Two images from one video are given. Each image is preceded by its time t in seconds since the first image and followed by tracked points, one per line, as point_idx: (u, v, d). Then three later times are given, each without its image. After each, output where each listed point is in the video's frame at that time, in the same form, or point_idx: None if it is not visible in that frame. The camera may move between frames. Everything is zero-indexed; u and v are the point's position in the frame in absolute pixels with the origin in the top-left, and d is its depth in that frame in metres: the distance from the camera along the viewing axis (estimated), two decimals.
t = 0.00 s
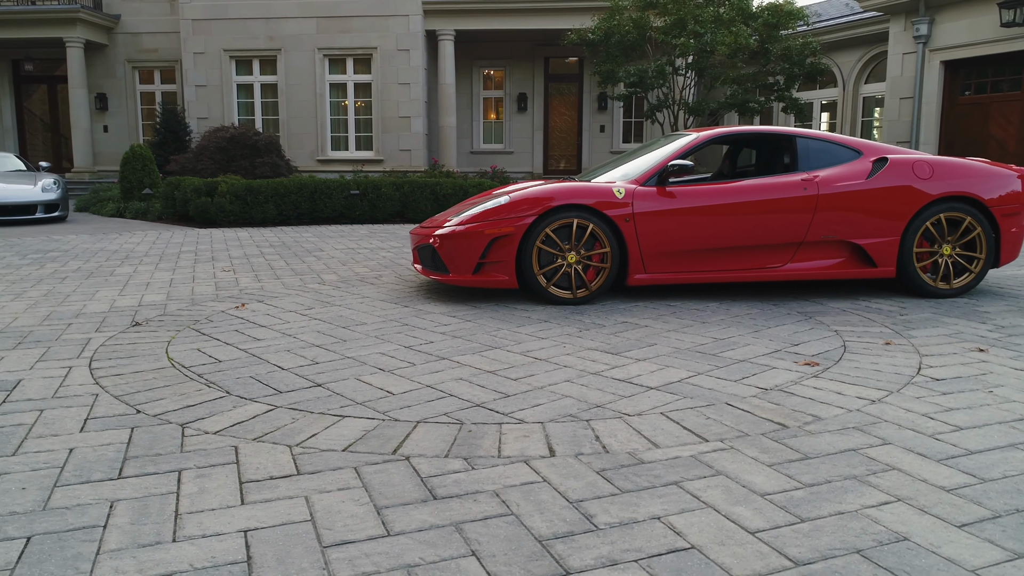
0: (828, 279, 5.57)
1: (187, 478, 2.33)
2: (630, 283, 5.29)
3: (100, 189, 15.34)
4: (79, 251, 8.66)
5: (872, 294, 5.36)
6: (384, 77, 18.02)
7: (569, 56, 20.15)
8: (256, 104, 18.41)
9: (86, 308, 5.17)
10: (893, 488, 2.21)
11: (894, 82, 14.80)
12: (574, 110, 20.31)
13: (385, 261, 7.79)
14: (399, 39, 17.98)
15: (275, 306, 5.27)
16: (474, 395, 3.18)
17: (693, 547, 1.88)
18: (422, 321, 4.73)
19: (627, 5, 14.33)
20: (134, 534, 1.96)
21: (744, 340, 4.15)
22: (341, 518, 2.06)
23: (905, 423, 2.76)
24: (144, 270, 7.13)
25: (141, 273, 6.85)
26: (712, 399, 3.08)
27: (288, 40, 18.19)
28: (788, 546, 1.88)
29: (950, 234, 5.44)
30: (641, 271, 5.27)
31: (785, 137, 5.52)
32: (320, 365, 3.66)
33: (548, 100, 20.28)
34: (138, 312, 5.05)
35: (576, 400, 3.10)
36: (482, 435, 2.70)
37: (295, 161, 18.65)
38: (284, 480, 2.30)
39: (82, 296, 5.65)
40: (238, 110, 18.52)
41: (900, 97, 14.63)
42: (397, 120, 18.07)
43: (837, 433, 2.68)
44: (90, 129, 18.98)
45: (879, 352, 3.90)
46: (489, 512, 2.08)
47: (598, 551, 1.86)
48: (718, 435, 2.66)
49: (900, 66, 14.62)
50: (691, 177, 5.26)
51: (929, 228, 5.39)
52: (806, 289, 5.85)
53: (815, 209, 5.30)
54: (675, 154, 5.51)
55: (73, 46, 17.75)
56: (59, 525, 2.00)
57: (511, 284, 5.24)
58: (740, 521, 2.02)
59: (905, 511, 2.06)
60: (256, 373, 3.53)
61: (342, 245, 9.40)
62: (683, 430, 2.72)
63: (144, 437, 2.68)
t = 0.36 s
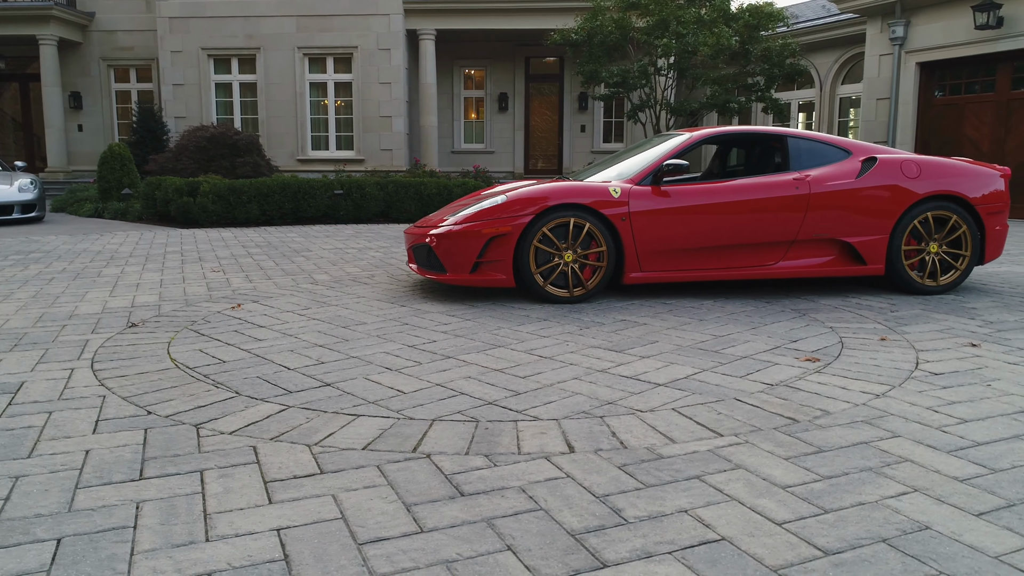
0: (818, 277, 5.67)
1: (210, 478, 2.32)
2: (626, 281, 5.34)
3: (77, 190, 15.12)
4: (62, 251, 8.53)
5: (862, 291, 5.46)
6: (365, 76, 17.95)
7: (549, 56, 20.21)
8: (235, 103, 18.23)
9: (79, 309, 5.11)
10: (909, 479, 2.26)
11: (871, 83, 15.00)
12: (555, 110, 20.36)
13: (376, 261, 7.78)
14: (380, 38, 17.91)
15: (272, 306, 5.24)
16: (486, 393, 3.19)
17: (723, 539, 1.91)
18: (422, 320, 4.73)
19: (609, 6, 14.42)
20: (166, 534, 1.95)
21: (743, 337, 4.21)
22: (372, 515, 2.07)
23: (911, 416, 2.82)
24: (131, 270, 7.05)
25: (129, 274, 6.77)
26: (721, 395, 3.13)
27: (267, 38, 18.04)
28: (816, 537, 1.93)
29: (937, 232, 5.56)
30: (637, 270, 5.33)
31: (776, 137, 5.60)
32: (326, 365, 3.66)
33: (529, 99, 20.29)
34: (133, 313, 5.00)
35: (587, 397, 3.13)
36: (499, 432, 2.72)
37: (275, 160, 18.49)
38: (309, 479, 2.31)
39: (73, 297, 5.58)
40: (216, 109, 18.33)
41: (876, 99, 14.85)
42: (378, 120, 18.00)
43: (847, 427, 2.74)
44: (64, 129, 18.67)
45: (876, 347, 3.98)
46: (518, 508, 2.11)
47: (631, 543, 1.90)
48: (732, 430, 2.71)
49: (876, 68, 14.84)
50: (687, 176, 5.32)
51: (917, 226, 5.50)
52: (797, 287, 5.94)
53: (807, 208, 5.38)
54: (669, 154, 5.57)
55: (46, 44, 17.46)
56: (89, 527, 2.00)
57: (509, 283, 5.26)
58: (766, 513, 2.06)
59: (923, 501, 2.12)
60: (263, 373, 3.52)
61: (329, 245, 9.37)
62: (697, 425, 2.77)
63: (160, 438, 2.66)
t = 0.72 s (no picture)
0: (810, 275, 5.75)
1: (235, 478, 2.31)
2: (623, 280, 5.39)
3: (55, 191, 14.89)
4: (46, 252, 8.40)
5: (853, 289, 5.56)
6: (347, 76, 17.85)
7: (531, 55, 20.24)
8: (214, 102, 18.04)
9: (73, 310, 5.04)
10: (925, 471, 2.32)
11: (850, 84, 15.20)
12: (537, 110, 20.40)
13: (367, 261, 7.76)
14: (362, 38, 17.82)
15: (269, 306, 5.21)
16: (498, 392, 3.21)
17: (754, 531, 1.95)
18: (423, 319, 4.74)
19: (592, 6, 14.48)
20: (199, 534, 1.95)
21: (744, 334, 4.27)
22: (404, 513, 2.08)
23: (918, 410, 2.89)
24: (120, 271, 6.96)
25: (118, 275, 6.69)
26: (731, 391, 3.17)
27: (247, 37, 17.87)
28: (843, 528, 1.97)
29: (926, 231, 5.67)
30: (634, 268, 5.37)
31: (769, 137, 5.68)
32: (334, 365, 3.66)
33: (510, 99, 20.31)
34: (129, 314, 4.95)
35: (599, 395, 3.16)
36: (517, 430, 2.74)
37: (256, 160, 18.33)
38: (335, 478, 2.31)
39: (64, 298, 5.51)
40: (196, 109, 18.13)
41: (856, 99, 15.03)
42: (360, 120, 17.92)
43: (858, 421, 2.79)
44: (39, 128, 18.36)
45: (874, 343, 4.05)
46: (547, 504, 2.13)
47: (664, 537, 1.93)
48: (746, 425, 2.75)
49: (855, 68, 15.04)
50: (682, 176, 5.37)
51: (906, 225, 5.61)
52: (788, 285, 6.03)
53: (800, 207, 5.46)
54: (665, 154, 5.62)
55: (20, 42, 17.18)
56: (119, 528, 1.99)
57: (507, 282, 5.28)
58: (792, 505, 2.10)
59: (942, 492, 2.17)
60: (271, 373, 3.51)
61: (318, 245, 9.32)
62: (711, 421, 2.81)
63: (177, 439, 2.65)
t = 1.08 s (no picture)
0: (805, 274, 5.82)
1: (260, 479, 2.31)
2: (621, 280, 5.42)
3: (36, 191, 14.69)
4: (33, 253, 8.29)
5: (848, 287, 5.63)
6: (331, 75, 17.77)
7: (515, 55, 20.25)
8: (197, 102, 17.86)
9: (69, 312, 4.98)
10: (942, 465, 2.37)
11: (833, 85, 15.38)
12: (521, 110, 20.43)
13: (360, 261, 7.73)
14: (347, 37, 17.74)
15: (268, 307, 5.19)
16: (511, 390, 3.23)
17: (783, 525, 1.98)
18: (426, 319, 4.74)
19: (579, 7, 14.53)
20: (232, 535, 1.95)
21: (746, 332, 4.32)
22: (436, 511, 2.09)
23: (926, 406, 2.95)
24: (111, 272, 6.89)
25: (109, 275, 6.61)
26: (741, 388, 3.21)
27: (231, 36, 17.71)
28: (869, 521, 2.01)
29: (918, 230, 5.76)
30: (633, 267, 5.41)
31: (764, 138, 5.74)
32: (343, 365, 3.65)
33: (495, 99, 20.32)
34: (127, 315, 4.90)
35: (612, 393, 3.18)
36: (535, 428, 2.76)
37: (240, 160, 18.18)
38: (361, 478, 2.32)
39: (59, 299, 5.44)
40: (178, 108, 17.94)
41: (838, 100, 15.22)
42: (346, 120, 17.85)
43: (870, 417, 2.84)
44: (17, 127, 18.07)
45: (875, 340, 4.12)
46: (576, 501, 2.15)
47: (696, 532, 1.95)
48: (761, 422, 2.79)
49: (838, 70, 15.23)
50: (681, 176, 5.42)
51: (899, 224, 5.69)
52: (783, 283, 6.09)
53: (796, 206, 5.53)
54: (662, 154, 5.66)
55: None
56: (152, 530, 1.98)
57: (507, 282, 5.30)
58: (816, 500, 2.14)
59: (960, 485, 2.22)
60: (280, 374, 3.49)
61: (309, 246, 9.28)
62: (726, 418, 2.84)
63: (195, 440, 2.64)
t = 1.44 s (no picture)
0: (800, 273, 5.89)
1: (289, 480, 2.30)
2: (621, 279, 5.46)
3: (16, 193, 14.44)
4: (19, 255, 8.18)
5: (843, 286, 5.71)
6: (315, 74, 17.68)
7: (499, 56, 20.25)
8: (178, 101, 17.66)
9: (66, 315, 4.91)
10: (960, 459, 2.42)
11: (815, 86, 15.58)
12: (505, 110, 20.44)
13: (354, 261, 7.71)
14: (330, 36, 17.65)
15: (269, 308, 5.16)
16: (527, 390, 3.25)
17: (816, 521, 2.02)
18: (429, 319, 4.73)
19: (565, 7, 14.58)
20: (271, 537, 1.94)
21: (750, 331, 4.37)
22: (471, 510, 2.10)
23: (937, 402, 3.00)
24: (102, 274, 6.80)
25: (102, 277, 6.54)
26: (754, 386, 3.25)
27: (212, 35, 17.52)
28: (899, 515, 2.05)
29: (910, 229, 5.86)
30: (633, 267, 5.44)
31: (761, 138, 5.80)
32: (354, 366, 3.64)
33: (479, 99, 20.33)
34: (127, 317, 4.85)
35: (627, 392, 3.21)
36: (556, 427, 2.78)
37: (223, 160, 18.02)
38: (391, 478, 2.32)
39: (54, 302, 5.38)
40: (159, 108, 17.75)
41: (820, 101, 15.42)
42: (329, 119, 17.74)
43: (884, 413, 2.89)
44: None
45: (876, 338, 4.19)
46: (609, 499, 2.17)
47: (732, 528, 1.98)
48: (779, 419, 2.83)
49: (820, 71, 15.43)
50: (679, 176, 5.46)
51: (892, 223, 5.79)
52: (778, 282, 6.16)
53: (792, 206, 5.60)
54: (660, 154, 5.71)
55: None
56: (188, 533, 1.97)
57: (509, 282, 5.31)
58: (845, 495, 2.17)
59: (982, 479, 2.27)
60: (292, 375, 3.48)
61: (299, 246, 9.23)
62: (743, 415, 2.88)
63: (217, 443, 2.62)
